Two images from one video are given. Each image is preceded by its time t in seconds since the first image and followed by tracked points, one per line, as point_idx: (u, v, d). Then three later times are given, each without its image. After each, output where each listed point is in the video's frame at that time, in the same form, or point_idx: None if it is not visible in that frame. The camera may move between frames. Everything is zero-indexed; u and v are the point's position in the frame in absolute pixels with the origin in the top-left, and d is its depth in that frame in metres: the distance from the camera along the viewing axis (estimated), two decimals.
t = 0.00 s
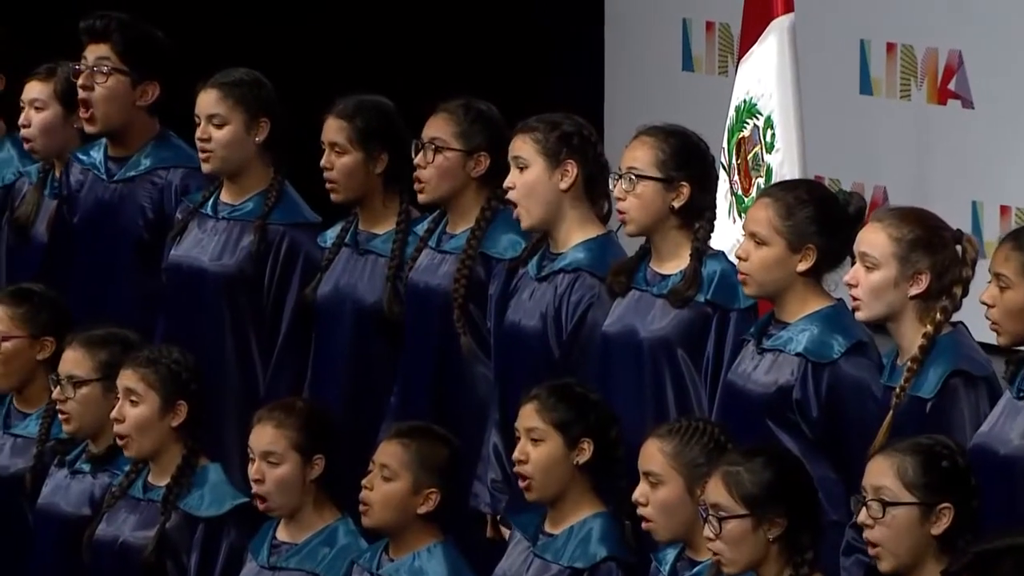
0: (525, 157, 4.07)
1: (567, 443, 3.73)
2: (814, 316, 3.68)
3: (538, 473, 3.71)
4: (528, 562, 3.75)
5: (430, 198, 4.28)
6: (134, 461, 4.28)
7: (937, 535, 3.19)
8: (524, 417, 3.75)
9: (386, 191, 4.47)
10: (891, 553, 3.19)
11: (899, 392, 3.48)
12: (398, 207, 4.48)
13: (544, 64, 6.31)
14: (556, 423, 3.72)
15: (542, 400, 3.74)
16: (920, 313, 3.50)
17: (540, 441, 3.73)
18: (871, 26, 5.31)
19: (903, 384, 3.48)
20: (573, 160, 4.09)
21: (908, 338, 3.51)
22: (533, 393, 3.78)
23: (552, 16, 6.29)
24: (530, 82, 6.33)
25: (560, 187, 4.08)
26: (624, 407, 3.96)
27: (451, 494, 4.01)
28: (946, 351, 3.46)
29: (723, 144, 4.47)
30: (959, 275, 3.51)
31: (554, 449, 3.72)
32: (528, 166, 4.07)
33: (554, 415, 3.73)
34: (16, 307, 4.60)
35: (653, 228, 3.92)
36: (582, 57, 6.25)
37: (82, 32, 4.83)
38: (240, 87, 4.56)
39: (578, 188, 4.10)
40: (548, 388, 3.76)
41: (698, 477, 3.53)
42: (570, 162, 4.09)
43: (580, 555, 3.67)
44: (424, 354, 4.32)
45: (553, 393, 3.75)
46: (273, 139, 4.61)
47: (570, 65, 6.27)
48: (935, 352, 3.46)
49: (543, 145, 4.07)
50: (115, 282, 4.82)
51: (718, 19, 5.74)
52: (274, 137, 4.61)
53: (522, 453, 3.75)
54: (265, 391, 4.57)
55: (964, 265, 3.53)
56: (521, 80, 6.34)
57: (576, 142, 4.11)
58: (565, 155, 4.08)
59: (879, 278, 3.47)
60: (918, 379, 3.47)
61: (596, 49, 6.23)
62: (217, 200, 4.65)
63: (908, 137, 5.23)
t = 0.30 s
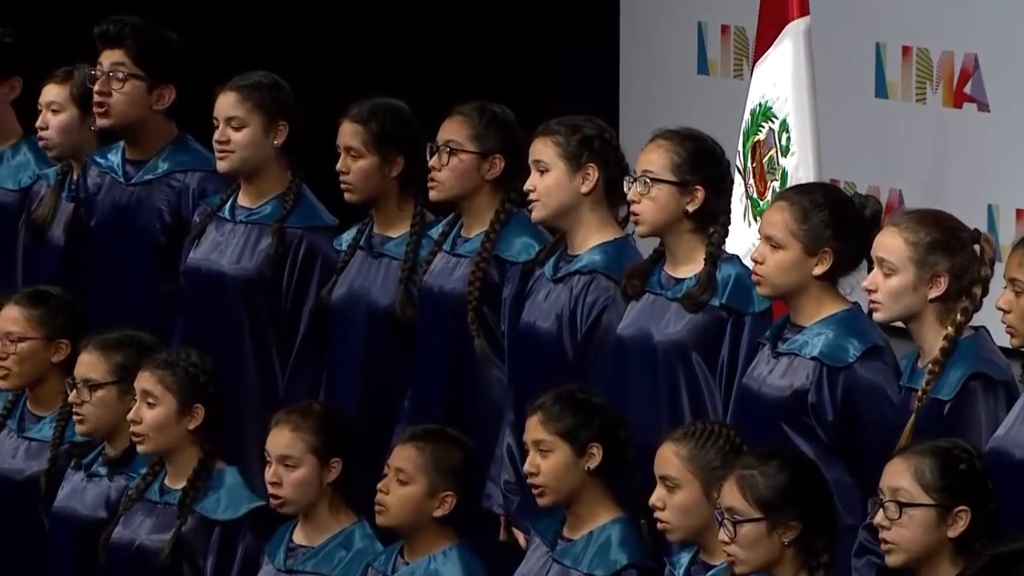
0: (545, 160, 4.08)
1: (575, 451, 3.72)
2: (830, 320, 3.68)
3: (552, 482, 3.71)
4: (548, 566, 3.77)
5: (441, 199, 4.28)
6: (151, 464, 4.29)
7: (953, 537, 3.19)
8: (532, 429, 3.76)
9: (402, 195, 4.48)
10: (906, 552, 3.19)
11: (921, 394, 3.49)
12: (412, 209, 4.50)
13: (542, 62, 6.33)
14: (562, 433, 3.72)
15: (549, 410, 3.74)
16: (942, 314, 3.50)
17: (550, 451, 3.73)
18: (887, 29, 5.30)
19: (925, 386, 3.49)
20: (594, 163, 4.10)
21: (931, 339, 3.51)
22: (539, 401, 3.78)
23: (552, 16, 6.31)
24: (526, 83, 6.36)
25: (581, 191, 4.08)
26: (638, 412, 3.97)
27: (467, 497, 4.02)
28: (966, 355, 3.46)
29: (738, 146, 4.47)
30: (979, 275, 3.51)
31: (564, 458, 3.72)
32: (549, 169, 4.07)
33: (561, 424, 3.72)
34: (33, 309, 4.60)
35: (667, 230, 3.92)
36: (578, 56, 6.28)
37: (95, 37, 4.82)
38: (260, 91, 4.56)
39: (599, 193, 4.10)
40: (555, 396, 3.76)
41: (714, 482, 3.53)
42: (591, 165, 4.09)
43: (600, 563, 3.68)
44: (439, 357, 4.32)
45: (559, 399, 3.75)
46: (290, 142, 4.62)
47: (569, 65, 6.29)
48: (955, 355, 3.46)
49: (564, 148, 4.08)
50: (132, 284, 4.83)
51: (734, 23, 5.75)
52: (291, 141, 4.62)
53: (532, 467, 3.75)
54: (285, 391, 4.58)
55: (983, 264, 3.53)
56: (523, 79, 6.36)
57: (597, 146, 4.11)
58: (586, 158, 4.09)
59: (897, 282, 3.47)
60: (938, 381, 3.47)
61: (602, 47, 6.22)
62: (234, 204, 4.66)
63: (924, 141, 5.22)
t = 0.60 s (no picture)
0: (565, 166, 4.08)
1: (590, 454, 3.73)
2: (845, 324, 3.68)
3: (569, 485, 3.72)
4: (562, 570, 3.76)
5: (463, 204, 4.29)
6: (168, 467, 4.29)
7: (969, 541, 3.19)
8: (546, 435, 3.76)
9: (416, 197, 4.48)
10: (920, 552, 3.19)
11: (934, 397, 3.48)
12: (428, 213, 4.49)
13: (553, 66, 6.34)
14: (576, 437, 3.73)
15: (565, 413, 3.75)
16: (962, 319, 3.49)
17: (565, 457, 3.74)
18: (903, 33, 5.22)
19: (938, 389, 3.48)
20: (614, 168, 4.10)
21: (949, 344, 3.51)
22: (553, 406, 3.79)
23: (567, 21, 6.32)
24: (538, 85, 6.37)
25: (602, 196, 4.09)
26: (652, 416, 3.97)
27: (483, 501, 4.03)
28: (983, 359, 3.45)
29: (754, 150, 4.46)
30: (999, 278, 3.50)
31: (580, 462, 3.72)
32: (568, 175, 4.08)
33: (574, 427, 3.73)
34: (50, 311, 4.60)
35: (682, 234, 3.92)
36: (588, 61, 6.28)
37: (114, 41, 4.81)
38: (275, 95, 4.58)
39: (618, 197, 4.11)
40: (570, 400, 3.77)
41: (730, 486, 3.54)
42: (610, 170, 4.09)
43: (614, 569, 3.68)
44: (455, 361, 4.32)
45: (573, 402, 3.76)
46: (307, 147, 4.63)
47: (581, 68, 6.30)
48: (973, 359, 3.46)
49: (582, 154, 4.08)
50: (150, 286, 4.83)
51: (750, 26, 5.61)
52: (308, 144, 4.62)
53: (548, 472, 3.75)
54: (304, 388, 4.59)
55: (1004, 267, 3.52)
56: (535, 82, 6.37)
57: (616, 150, 4.11)
58: (605, 163, 4.09)
59: (918, 287, 3.47)
60: (953, 386, 3.47)
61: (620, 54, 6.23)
62: (251, 208, 4.67)
63: (940, 146, 5.12)
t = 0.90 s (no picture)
0: (581, 171, 4.09)
1: (603, 449, 3.74)
2: (862, 325, 3.68)
3: (577, 478, 3.74)
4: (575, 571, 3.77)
5: (481, 208, 4.29)
6: (185, 468, 4.30)
7: (986, 546, 3.18)
8: (569, 418, 3.78)
9: (434, 200, 4.49)
10: (938, 555, 3.19)
11: (943, 399, 3.49)
12: (446, 215, 4.50)
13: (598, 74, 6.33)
14: (598, 429, 3.74)
15: (590, 406, 3.77)
16: (971, 324, 3.49)
17: (579, 446, 3.75)
18: (919, 36, 5.16)
19: (948, 392, 3.48)
20: (631, 172, 4.10)
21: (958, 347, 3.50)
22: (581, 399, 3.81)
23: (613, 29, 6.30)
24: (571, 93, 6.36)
25: (619, 200, 4.09)
26: (666, 418, 3.97)
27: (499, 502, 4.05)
28: (993, 361, 3.45)
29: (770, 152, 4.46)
30: (1010, 289, 3.49)
31: (592, 454, 3.74)
32: (585, 180, 4.09)
33: (598, 420, 3.74)
34: (67, 314, 4.61)
35: (696, 239, 3.92)
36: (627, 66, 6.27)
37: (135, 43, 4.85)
38: (292, 97, 4.60)
39: (636, 202, 4.11)
40: (597, 394, 3.79)
41: (747, 489, 3.55)
42: (628, 174, 4.10)
43: (627, 569, 3.69)
44: (471, 364, 4.33)
45: (599, 398, 3.77)
46: (324, 149, 4.63)
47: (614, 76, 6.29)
48: (983, 362, 3.45)
49: (599, 159, 4.09)
50: (168, 287, 4.84)
51: (767, 28, 5.59)
52: (325, 147, 4.64)
53: (559, 457, 3.77)
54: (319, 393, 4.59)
55: (1019, 280, 3.51)
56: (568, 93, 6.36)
57: (632, 155, 4.12)
58: (622, 167, 4.09)
59: (928, 287, 3.47)
60: (963, 388, 3.47)
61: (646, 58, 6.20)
62: (269, 210, 4.68)
63: (957, 148, 5.07)
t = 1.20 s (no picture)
0: (596, 176, 4.09)
1: (622, 453, 3.74)
2: (880, 331, 3.68)
3: (597, 479, 3.74)
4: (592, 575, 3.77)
5: (496, 215, 4.30)
6: (202, 473, 4.31)
7: (1007, 553, 3.18)
8: (586, 426, 3.78)
9: (451, 205, 4.48)
10: (961, 564, 3.19)
11: (957, 406, 3.47)
12: (463, 220, 4.50)
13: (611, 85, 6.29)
14: (616, 434, 3.74)
15: (606, 412, 3.77)
16: (985, 330, 3.49)
17: (598, 450, 3.75)
18: (935, 40, 5.15)
19: (962, 399, 3.47)
20: (646, 178, 4.09)
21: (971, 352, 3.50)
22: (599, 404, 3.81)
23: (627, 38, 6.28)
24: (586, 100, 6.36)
25: (634, 207, 4.09)
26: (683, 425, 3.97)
27: (514, 508, 4.05)
28: (1006, 367, 3.43)
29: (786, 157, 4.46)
30: None
31: (609, 459, 3.74)
32: (600, 186, 4.08)
33: (616, 425, 3.74)
34: (83, 319, 4.61)
35: (712, 245, 3.92)
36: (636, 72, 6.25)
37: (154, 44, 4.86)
38: (307, 103, 4.59)
39: (651, 208, 4.11)
40: (614, 400, 3.79)
41: (765, 495, 3.54)
42: (643, 180, 4.09)
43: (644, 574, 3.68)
44: (488, 369, 4.33)
45: (616, 403, 3.78)
46: (340, 155, 4.64)
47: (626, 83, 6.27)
48: (997, 368, 3.44)
49: (615, 165, 4.09)
50: (184, 292, 4.84)
51: (783, 34, 5.54)
52: (341, 153, 4.64)
53: (579, 462, 3.77)
54: (334, 401, 4.60)
55: None
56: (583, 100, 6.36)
57: (649, 161, 4.11)
58: (638, 173, 4.09)
59: (942, 294, 3.47)
60: (976, 394, 3.45)
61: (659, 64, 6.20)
62: (285, 215, 4.68)
63: (973, 153, 5.05)
